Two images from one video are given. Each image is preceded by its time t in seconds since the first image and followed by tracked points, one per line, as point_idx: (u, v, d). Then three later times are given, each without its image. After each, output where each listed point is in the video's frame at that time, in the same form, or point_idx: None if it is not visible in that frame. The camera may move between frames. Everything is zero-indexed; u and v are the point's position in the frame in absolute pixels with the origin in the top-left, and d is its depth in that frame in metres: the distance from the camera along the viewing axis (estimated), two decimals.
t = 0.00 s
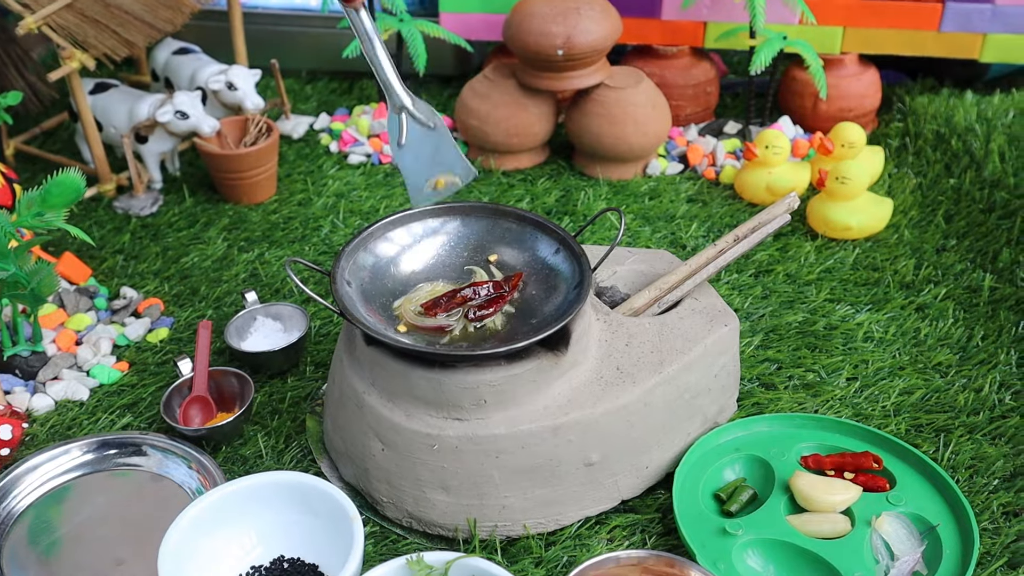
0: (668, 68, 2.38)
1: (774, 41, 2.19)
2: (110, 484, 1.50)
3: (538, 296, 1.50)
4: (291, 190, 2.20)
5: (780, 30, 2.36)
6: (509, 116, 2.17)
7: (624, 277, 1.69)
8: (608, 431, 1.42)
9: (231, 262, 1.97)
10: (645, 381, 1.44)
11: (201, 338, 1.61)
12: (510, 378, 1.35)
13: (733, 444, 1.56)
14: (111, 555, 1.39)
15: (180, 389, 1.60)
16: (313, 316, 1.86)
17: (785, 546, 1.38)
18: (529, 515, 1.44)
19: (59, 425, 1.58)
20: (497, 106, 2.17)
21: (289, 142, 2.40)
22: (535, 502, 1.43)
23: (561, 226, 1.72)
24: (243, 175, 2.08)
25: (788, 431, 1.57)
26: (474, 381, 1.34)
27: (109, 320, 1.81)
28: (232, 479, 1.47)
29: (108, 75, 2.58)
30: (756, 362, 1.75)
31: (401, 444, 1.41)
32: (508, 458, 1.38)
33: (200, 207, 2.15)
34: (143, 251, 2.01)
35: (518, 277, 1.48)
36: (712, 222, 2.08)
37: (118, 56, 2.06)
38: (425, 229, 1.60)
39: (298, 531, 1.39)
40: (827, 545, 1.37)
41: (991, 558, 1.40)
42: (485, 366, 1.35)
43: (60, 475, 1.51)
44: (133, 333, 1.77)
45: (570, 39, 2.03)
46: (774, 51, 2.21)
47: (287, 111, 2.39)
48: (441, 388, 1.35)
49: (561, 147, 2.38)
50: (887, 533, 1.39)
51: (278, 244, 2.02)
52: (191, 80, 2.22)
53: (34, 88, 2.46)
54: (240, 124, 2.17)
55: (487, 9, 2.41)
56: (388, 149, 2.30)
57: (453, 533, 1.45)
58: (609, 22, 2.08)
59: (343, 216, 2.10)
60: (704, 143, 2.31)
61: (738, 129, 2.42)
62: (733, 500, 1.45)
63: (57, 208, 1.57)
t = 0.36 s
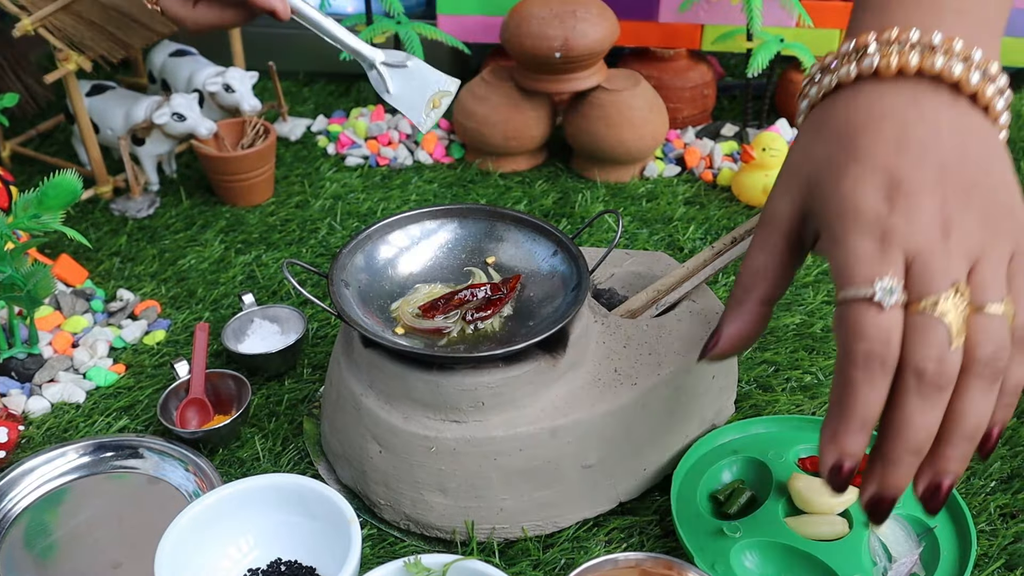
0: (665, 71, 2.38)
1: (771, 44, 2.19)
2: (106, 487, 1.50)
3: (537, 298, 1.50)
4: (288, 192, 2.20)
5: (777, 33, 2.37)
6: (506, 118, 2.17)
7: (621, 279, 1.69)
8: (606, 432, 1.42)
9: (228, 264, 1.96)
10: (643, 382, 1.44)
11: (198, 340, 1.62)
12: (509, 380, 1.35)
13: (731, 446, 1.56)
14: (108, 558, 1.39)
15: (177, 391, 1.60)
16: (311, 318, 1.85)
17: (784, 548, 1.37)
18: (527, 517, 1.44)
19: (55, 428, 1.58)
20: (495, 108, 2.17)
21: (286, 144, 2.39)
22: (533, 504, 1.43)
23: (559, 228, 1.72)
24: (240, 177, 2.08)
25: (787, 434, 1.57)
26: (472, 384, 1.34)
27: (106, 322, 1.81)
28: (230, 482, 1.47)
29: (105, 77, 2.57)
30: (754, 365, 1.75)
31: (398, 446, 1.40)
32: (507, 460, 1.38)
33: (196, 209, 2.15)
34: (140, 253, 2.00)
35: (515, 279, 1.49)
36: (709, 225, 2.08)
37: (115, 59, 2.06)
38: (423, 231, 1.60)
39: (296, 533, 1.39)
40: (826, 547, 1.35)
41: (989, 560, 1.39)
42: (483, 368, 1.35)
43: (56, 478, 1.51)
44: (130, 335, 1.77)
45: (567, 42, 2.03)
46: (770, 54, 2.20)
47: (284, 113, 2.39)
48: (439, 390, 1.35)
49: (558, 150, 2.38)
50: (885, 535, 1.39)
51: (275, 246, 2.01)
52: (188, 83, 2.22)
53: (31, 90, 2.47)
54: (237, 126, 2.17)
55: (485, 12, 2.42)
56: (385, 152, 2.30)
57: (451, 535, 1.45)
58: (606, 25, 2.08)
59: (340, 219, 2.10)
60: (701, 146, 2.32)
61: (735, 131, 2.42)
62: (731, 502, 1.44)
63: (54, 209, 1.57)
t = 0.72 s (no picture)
0: (665, 68, 2.38)
1: (769, 41, 2.20)
2: (105, 484, 1.50)
3: (536, 295, 1.50)
4: (287, 189, 2.20)
5: (776, 30, 2.37)
6: (506, 115, 2.16)
7: (620, 275, 1.69)
8: (606, 429, 1.42)
9: (226, 261, 1.96)
10: (642, 379, 1.44)
11: (197, 337, 1.61)
12: (508, 377, 1.35)
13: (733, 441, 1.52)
14: (107, 555, 1.39)
15: (176, 389, 1.60)
16: (309, 315, 1.85)
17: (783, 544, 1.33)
18: (527, 514, 1.44)
19: (53, 425, 1.57)
20: (494, 105, 2.17)
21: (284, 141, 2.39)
22: (532, 500, 1.43)
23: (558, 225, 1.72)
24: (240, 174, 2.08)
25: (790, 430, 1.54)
26: (471, 380, 1.34)
27: (104, 319, 1.80)
28: (228, 479, 1.47)
29: (103, 74, 2.57)
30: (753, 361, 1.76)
31: (397, 443, 1.40)
32: (506, 457, 1.38)
33: (195, 206, 2.15)
34: (139, 250, 2.00)
35: (514, 276, 1.49)
36: (708, 222, 2.07)
37: (113, 55, 2.06)
38: (422, 228, 1.60)
39: (295, 530, 1.39)
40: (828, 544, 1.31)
41: (988, 556, 1.39)
42: (481, 364, 1.35)
43: (55, 475, 1.50)
44: (129, 332, 1.77)
45: (566, 38, 2.03)
46: (770, 49, 2.21)
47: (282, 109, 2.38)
48: (437, 387, 1.35)
49: (557, 147, 2.38)
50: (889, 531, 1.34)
51: (273, 243, 2.01)
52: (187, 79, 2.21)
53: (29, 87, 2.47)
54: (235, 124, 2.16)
55: (484, 8, 2.42)
56: (384, 149, 2.30)
57: (450, 532, 1.45)
58: (606, 21, 2.08)
59: (339, 215, 2.10)
60: (700, 143, 2.32)
61: (734, 128, 2.42)
62: (731, 498, 1.40)
63: (52, 206, 1.57)
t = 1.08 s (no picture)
0: (663, 63, 2.37)
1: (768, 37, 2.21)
2: (104, 480, 1.50)
3: (535, 291, 1.50)
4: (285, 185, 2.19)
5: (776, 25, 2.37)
6: (505, 110, 2.16)
7: (620, 271, 1.68)
8: (605, 425, 1.42)
9: (225, 257, 1.96)
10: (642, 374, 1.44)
11: (195, 334, 1.61)
12: (507, 373, 1.35)
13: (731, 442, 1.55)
14: (107, 551, 1.39)
15: (175, 384, 1.60)
16: (308, 311, 1.85)
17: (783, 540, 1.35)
18: (526, 510, 1.44)
19: (52, 421, 1.57)
20: (493, 101, 2.17)
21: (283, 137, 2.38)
22: (531, 496, 1.43)
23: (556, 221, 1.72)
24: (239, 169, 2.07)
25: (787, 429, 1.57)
26: (470, 376, 1.34)
27: (104, 315, 1.80)
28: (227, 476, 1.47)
29: (101, 70, 2.57)
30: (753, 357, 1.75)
31: (396, 439, 1.40)
32: (505, 453, 1.38)
33: (194, 202, 2.14)
34: (137, 246, 2.00)
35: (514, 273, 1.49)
36: (707, 218, 2.07)
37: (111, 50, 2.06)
38: (421, 223, 1.60)
39: (295, 527, 1.39)
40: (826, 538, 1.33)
41: (986, 552, 1.40)
42: (481, 360, 1.35)
43: (54, 471, 1.50)
44: (127, 328, 1.77)
45: (565, 34, 2.03)
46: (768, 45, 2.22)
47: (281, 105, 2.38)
48: (436, 382, 1.35)
49: (556, 143, 2.38)
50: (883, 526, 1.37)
51: (272, 239, 2.01)
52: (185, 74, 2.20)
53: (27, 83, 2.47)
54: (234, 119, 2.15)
55: (483, 3, 2.42)
56: (383, 144, 2.30)
57: (449, 528, 1.45)
58: (605, 17, 2.08)
59: (338, 211, 2.10)
60: (699, 139, 2.32)
61: (733, 124, 2.41)
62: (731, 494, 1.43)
63: (51, 202, 1.56)
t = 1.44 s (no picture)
0: (662, 60, 2.38)
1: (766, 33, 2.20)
2: (103, 477, 1.50)
3: (535, 287, 1.50)
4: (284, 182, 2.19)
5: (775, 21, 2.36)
6: (504, 107, 2.16)
7: (619, 268, 1.68)
8: (603, 422, 1.42)
9: (224, 254, 1.96)
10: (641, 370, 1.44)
11: (194, 330, 1.61)
12: (505, 369, 1.35)
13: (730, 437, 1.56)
14: (105, 547, 1.39)
15: (174, 381, 1.60)
16: (307, 308, 1.85)
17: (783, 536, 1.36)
18: (524, 506, 1.44)
19: (51, 418, 1.57)
20: (492, 97, 2.16)
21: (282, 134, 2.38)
22: (530, 493, 1.43)
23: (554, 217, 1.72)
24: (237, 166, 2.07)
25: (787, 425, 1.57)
26: (468, 373, 1.34)
27: (102, 311, 1.80)
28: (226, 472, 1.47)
29: (99, 66, 2.56)
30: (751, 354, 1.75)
31: (395, 436, 1.40)
32: (503, 450, 1.38)
33: (192, 198, 2.14)
34: (136, 242, 2.00)
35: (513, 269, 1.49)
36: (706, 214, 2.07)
37: (109, 47, 2.06)
38: (419, 220, 1.60)
39: (293, 523, 1.39)
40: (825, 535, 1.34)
41: (985, 548, 1.40)
42: (480, 356, 1.35)
43: (52, 468, 1.50)
44: (126, 325, 1.77)
45: (564, 31, 2.02)
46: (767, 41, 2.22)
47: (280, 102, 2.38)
48: (435, 378, 1.35)
49: (555, 139, 2.38)
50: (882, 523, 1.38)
51: (271, 235, 2.01)
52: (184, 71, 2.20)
53: (25, 79, 2.47)
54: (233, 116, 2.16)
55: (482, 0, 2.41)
56: (382, 141, 2.30)
57: (447, 524, 1.45)
58: (604, 13, 2.08)
59: (337, 208, 2.10)
60: (698, 135, 2.32)
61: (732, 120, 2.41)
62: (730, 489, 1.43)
63: (49, 199, 1.56)
